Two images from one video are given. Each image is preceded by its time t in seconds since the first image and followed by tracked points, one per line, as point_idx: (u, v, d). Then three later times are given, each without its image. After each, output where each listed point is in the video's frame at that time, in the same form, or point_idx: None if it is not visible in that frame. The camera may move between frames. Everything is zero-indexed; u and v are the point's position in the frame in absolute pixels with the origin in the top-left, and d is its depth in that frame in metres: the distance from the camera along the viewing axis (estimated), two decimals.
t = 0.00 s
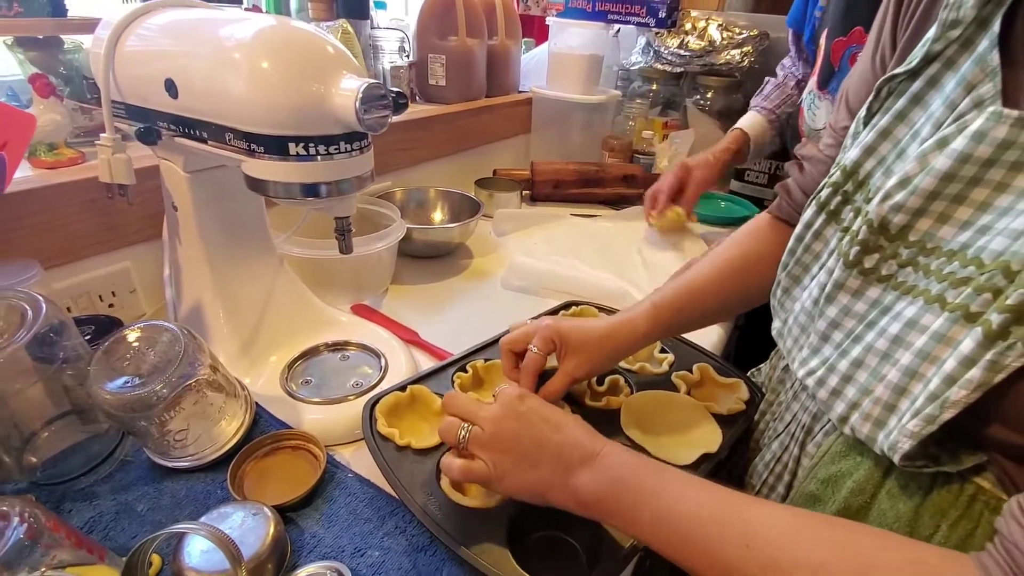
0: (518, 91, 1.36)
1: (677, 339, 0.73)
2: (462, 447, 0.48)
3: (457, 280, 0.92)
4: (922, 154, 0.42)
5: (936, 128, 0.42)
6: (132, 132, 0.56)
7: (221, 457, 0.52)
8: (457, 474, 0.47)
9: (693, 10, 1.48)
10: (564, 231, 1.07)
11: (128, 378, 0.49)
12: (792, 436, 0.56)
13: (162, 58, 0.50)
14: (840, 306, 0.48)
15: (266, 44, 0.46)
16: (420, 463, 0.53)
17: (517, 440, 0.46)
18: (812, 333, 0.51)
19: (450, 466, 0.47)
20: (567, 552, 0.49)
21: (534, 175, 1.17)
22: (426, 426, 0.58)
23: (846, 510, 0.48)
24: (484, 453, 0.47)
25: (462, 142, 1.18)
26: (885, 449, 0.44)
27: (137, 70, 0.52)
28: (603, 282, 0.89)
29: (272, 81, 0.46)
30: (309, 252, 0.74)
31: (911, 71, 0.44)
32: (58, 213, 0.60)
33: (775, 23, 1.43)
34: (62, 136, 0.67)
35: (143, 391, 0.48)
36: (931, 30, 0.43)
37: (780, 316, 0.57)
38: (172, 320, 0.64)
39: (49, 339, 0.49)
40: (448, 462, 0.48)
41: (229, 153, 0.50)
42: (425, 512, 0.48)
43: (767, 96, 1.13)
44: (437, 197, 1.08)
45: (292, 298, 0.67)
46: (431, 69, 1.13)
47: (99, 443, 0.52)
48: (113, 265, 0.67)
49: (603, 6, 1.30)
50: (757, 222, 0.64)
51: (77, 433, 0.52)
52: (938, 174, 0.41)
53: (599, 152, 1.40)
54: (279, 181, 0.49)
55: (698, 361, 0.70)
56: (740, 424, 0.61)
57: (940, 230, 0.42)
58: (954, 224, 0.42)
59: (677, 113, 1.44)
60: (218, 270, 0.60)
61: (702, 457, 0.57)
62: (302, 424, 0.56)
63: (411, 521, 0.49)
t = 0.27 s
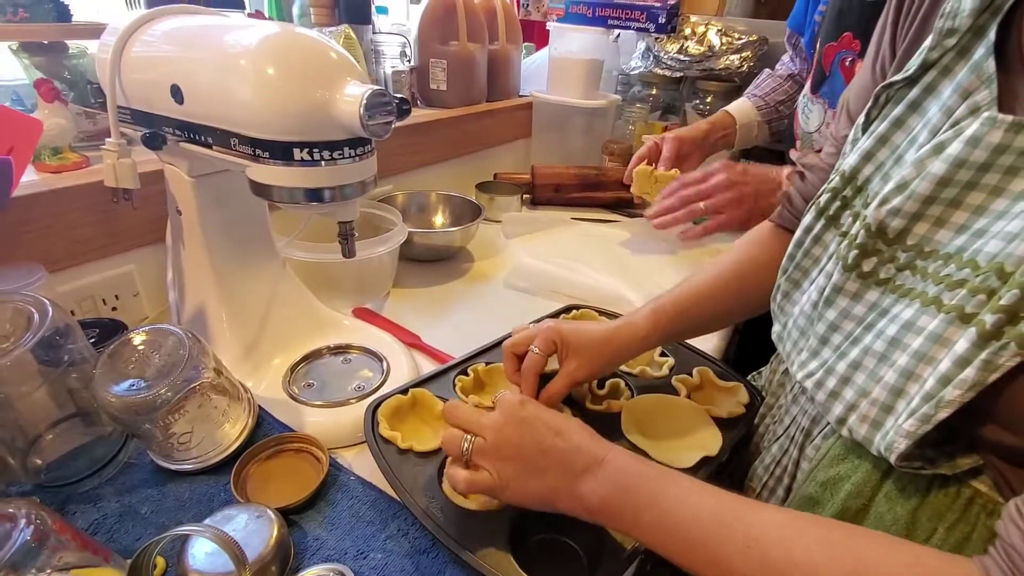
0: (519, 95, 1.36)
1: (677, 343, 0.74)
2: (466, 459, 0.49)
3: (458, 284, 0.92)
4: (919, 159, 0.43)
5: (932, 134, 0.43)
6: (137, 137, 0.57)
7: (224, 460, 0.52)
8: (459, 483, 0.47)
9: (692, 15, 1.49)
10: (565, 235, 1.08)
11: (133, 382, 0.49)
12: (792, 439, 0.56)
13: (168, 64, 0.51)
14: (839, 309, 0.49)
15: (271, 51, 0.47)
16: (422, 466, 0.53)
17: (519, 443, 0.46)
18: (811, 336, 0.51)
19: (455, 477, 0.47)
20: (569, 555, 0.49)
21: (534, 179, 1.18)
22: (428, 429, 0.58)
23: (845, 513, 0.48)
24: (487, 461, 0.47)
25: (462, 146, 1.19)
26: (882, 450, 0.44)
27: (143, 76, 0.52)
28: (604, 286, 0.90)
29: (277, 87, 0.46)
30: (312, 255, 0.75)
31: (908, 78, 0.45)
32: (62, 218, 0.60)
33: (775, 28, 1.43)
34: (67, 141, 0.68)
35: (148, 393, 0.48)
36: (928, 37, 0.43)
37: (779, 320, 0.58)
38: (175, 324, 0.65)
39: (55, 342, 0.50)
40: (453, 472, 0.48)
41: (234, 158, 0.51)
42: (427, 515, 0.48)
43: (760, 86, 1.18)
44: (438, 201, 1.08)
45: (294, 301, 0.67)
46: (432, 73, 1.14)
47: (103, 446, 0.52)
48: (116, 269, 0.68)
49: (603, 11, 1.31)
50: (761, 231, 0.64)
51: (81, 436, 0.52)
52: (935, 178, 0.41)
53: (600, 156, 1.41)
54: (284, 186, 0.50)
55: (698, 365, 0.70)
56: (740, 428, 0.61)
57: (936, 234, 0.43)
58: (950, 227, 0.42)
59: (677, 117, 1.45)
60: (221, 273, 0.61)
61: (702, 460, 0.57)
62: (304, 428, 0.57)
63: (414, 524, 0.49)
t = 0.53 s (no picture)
0: (520, 100, 1.37)
1: (677, 348, 0.74)
2: (460, 505, 0.47)
3: (460, 288, 0.93)
4: (916, 167, 0.43)
5: (929, 142, 0.43)
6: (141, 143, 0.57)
7: (227, 464, 0.52)
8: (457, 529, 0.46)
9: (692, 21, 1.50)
10: (566, 239, 1.08)
11: (138, 387, 0.49)
12: (793, 445, 0.57)
13: (174, 70, 0.51)
14: (839, 315, 0.49)
15: (276, 57, 0.47)
16: (424, 471, 0.53)
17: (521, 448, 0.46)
18: (812, 342, 0.52)
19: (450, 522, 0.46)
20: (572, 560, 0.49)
21: (535, 183, 1.18)
22: (430, 434, 0.59)
23: (845, 518, 0.48)
24: (482, 503, 0.46)
25: (463, 151, 1.19)
26: (882, 455, 0.44)
27: (149, 82, 0.52)
28: (605, 291, 0.90)
29: (282, 94, 0.47)
30: (314, 260, 0.75)
31: (905, 87, 0.46)
32: (66, 222, 0.61)
33: (774, 34, 1.44)
34: (71, 145, 0.68)
35: (153, 398, 0.48)
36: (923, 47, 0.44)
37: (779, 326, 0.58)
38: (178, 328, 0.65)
39: (60, 346, 0.50)
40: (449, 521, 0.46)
41: (239, 163, 0.51)
42: (431, 519, 0.48)
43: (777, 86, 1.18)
44: (440, 205, 1.09)
45: (297, 305, 0.67)
46: (433, 78, 1.14)
47: (106, 450, 0.53)
48: (119, 273, 0.68)
49: (603, 17, 1.31)
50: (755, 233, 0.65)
51: (83, 441, 0.52)
52: (932, 186, 0.42)
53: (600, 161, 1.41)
54: (287, 192, 0.50)
55: (699, 370, 0.70)
56: (741, 432, 0.61)
57: (935, 240, 0.43)
58: (948, 233, 0.43)
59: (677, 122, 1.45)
60: (225, 277, 0.61)
61: (703, 464, 0.57)
62: (307, 432, 0.57)
63: (416, 528, 0.49)
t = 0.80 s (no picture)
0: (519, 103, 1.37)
1: (676, 350, 0.74)
2: (460, 487, 0.48)
3: (459, 290, 0.93)
4: (911, 171, 0.43)
5: (925, 148, 0.44)
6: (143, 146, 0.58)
7: (227, 466, 0.52)
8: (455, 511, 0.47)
9: (690, 25, 1.51)
10: (565, 242, 1.08)
11: (139, 389, 0.49)
12: (791, 448, 0.57)
13: (175, 74, 0.51)
14: (835, 318, 0.49)
15: (276, 61, 0.48)
16: (423, 473, 0.53)
17: (513, 446, 0.47)
18: (808, 346, 0.52)
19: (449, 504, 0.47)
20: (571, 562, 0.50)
21: (534, 186, 1.18)
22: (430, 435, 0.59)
23: (844, 522, 0.49)
24: (482, 488, 0.47)
25: (463, 154, 1.20)
26: (877, 458, 0.44)
27: (150, 86, 0.53)
28: (604, 293, 0.90)
29: (282, 98, 0.47)
30: (314, 262, 0.75)
31: (902, 92, 0.46)
32: (67, 225, 0.61)
33: (772, 38, 1.45)
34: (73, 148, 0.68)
35: (154, 400, 0.48)
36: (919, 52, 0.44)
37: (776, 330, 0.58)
38: (178, 330, 0.65)
39: (62, 348, 0.50)
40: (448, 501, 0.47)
41: (240, 167, 0.51)
42: (430, 520, 0.48)
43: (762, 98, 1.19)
44: (439, 208, 1.09)
45: (297, 307, 0.67)
46: (432, 81, 1.15)
47: (106, 452, 0.53)
48: (120, 275, 0.68)
49: (602, 21, 1.32)
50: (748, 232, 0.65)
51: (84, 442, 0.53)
52: (927, 190, 0.42)
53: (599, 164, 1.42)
54: (288, 195, 0.50)
55: (697, 372, 0.70)
56: (740, 434, 0.62)
57: (929, 244, 0.44)
58: (942, 237, 0.43)
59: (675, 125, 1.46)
60: (225, 279, 0.61)
61: (703, 466, 0.58)
62: (306, 434, 0.57)
63: (416, 530, 0.49)
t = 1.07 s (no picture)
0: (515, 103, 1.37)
1: (670, 349, 0.74)
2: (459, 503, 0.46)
3: (454, 290, 0.93)
4: (899, 164, 0.44)
5: (913, 141, 0.44)
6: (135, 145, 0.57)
7: (219, 466, 0.52)
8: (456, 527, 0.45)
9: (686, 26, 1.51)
10: (561, 242, 1.08)
11: (129, 388, 0.49)
12: (780, 446, 0.57)
13: (167, 73, 0.51)
14: (824, 312, 0.49)
15: (268, 60, 0.48)
16: (416, 472, 0.53)
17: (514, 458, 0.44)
18: (798, 340, 0.52)
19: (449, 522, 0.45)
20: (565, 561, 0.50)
21: (530, 186, 1.18)
22: (424, 435, 0.59)
23: (833, 520, 0.48)
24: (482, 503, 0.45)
25: (459, 154, 1.20)
26: (863, 452, 0.44)
27: (142, 85, 0.53)
28: (599, 293, 0.90)
29: (274, 96, 0.47)
30: (308, 262, 0.75)
31: (892, 85, 0.46)
32: (59, 225, 0.61)
33: (766, 38, 1.46)
34: (66, 148, 0.68)
35: (145, 399, 0.48)
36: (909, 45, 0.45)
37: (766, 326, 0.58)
38: (171, 330, 0.65)
39: (53, 348, 0.50)
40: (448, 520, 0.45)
41: (231, 165, 0.51)
42: (422, 520, 0.48)
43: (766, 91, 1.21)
44: (435, 208, 1.09)
45: (291, 307, 0.67)
46: (428, 82, 1.15)
47: (98, 452, 0.52)
48: (112, 275, 0.68)
49: (598, 21, 1.32)
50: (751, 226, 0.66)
51: (76, 443, 0.52)
52: (914, 182, 0.42)
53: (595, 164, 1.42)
54: (280, 194, 0.50)
55: (692, 371, 0.70)
56: (733, 433, 0.62)
57: (916, 237, 0.44)
58: (929, 231, 0.43)
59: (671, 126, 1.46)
60: (218, 279, 0.61)
61: (696, 465, 0.58)
62: (299, 434, 0.57)
63: (408, 529, 0.49)
